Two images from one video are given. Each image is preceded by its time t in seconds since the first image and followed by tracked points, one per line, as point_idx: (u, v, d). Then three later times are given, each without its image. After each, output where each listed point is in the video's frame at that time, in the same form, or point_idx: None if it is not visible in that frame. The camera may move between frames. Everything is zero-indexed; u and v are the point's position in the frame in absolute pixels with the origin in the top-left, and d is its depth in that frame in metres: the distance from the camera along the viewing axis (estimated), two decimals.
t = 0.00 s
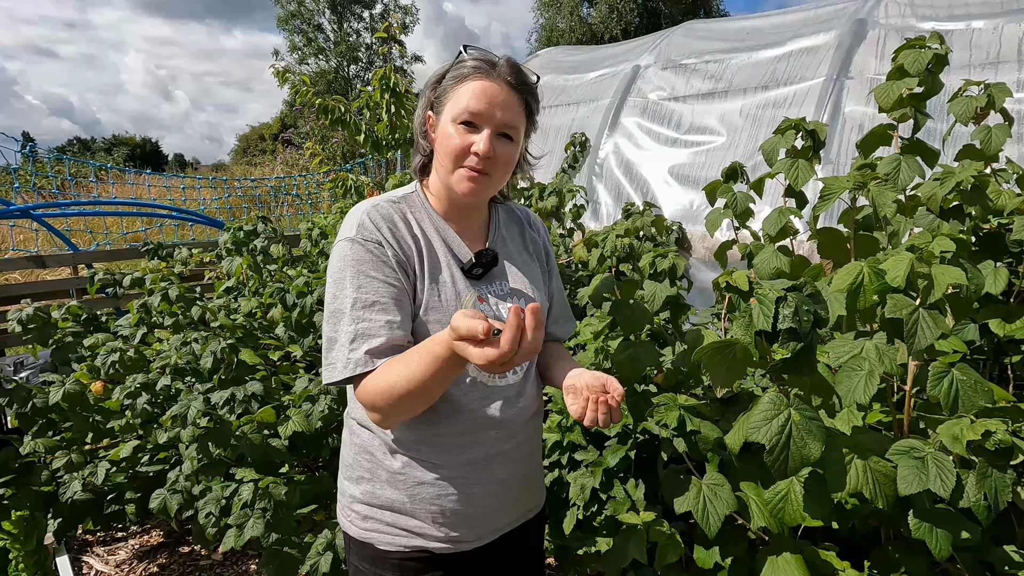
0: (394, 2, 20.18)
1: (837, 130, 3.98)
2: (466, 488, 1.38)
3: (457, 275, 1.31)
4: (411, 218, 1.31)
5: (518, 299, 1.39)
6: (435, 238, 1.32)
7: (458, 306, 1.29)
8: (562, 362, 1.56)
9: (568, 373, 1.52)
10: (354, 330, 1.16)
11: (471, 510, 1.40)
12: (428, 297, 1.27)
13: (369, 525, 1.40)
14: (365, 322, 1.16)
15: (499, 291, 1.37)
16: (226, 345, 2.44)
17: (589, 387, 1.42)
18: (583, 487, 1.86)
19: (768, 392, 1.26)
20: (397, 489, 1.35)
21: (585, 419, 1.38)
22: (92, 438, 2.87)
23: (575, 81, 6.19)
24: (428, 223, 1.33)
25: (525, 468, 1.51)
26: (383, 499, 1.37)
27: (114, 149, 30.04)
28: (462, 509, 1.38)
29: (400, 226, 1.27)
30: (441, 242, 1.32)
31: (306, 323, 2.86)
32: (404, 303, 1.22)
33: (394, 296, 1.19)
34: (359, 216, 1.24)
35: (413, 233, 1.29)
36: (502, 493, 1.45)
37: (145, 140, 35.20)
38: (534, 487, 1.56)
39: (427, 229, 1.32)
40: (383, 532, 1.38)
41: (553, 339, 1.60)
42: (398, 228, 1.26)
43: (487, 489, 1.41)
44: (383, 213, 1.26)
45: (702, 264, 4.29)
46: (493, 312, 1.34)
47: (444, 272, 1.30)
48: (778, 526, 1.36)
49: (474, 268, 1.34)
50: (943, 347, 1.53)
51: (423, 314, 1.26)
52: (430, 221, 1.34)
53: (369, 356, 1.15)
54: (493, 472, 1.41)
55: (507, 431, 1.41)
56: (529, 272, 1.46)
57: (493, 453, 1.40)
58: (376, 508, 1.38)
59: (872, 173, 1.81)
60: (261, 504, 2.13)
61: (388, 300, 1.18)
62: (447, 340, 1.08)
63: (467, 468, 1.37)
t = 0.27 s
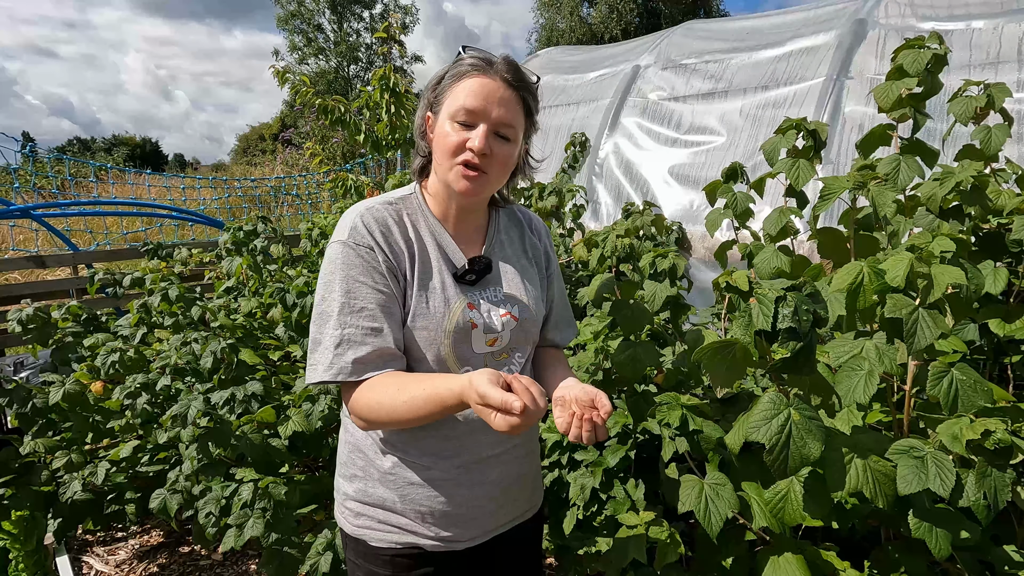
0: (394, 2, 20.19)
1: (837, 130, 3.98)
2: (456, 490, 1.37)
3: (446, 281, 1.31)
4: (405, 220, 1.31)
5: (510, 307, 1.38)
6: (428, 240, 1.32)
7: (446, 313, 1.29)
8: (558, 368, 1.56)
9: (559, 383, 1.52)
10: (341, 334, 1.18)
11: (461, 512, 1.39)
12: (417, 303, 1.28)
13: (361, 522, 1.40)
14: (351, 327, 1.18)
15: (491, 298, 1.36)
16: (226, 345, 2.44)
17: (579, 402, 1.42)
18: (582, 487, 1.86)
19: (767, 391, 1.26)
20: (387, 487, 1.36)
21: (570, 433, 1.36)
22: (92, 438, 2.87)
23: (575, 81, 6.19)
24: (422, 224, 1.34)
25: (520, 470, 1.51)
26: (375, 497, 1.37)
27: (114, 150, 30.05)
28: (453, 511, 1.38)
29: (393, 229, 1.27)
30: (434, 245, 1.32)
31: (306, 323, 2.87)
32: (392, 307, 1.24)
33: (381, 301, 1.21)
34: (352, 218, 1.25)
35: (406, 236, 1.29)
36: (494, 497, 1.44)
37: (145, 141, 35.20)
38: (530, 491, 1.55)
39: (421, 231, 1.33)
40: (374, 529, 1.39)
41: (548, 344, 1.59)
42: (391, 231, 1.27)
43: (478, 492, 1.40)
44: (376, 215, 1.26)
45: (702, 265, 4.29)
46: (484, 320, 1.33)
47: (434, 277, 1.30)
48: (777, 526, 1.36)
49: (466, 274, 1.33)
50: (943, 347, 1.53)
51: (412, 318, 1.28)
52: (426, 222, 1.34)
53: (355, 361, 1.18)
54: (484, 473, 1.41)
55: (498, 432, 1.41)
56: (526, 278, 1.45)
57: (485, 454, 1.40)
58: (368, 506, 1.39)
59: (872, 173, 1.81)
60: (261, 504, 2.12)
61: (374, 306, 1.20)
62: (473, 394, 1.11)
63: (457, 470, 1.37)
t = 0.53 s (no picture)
0: (394, 2, 20.19)
1: (838, 131, 3.98)
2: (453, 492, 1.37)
3: (443, 286, 1.31)
4: (406, 224, 1.31)
5: (510, 310, 1.37)
6: (428, 244, 1.32)
7: (440, 319, 1.30)
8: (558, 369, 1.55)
9: (557, 381, 1.53)
10: (316, 336, 1.23)
11: (457, 514, 1.39)
12: (409, 309, 1.29)
13: (357, 521, 1.41)
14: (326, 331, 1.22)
15: (492, 301, 1.36)
16: (226, 345, 2.44)
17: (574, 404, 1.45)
18: (583, 487, 1.85)
19: (769, 393, 1.26)
20: (383, 487, 1.36)
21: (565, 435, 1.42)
22: (92, 438, 2.87)
23: (575, 81, 6.19)
24: (423, 227, 1.34)
25: (519, 473, 1.50)
26: (372, 496, 1.37)
27: (114, 150, 30.07)
28: (451, 513, 1.38)
29: (391, 235, 1.28)
30: (433, 249, 1.32)
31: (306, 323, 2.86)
32: (376, 315, 1.26)
33: (361, 311, 1.24)
34: (352, 223, 1.26)
35: (404, 243, 1.29)
36: (492, 500, 1.44)
37: (145, 141, 35.20)
38: (528, 494, 1.54)
39: (421, 234, 1.33)
40: (370, 529, 1.39)
41: (552, 347, 1.59)
42: (388, 237, 1.28)
43: (475, 494, 1.40)
44: (375, 220, 1.27)
45: (702, 264, 4.29)
46: (482, 323, 1.33)
47: (430, 283, 1.31)
48: (778, 526, 1.36)
49: (466, 277, 1.33)
50: (943, 347, 1.53)
51: (398, 326, 1.30)
52: (427, 224, 1.34)
53: (323, 364, 1.23)
54: (481, 476, 1.40)
55: (496, 435, 1.40)
56: (528, 280, 1.44)
57: (482, 457, 1.40)
58: (365, 504, 1.39)
59: (873, 173, 1.81)
60: (261, 504, 2.12)
61: (351, 315, 1.23)
62: (463, 374, 1.19)
63: (453, 472, 1.37)
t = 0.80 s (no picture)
0: (394, 3, 20.19)
1: (837, 131, 3.98)
2: (452, 493, 1.37)
3: (437, 280, 1.31)
4: (399, 219, 1.32)
5: (505, 305, 1.37)
6: (422, 239, 1.33)
7: (434, 311, 1.29)
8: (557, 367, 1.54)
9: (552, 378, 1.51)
10: (307, 328, 1.24)
11: (457, 516, 1.39)
12: (402, 302, 1.29)
13: (356, 523, 1.41)
14: (317, 323, 1.23)
15: (486, 295, 1.36)
16: (226, 345, 2.44)
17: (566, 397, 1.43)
18: (583, 487, 1.85)
19: (768, 393, 1.26)
20: (381, 489, 1.36)
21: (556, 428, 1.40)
22: (92, 438, 2.87)
23: (575, 81, 6.19)
24: (418, 222, 1.34)
25: (520, 475, 1.50)
26: (370, 498, 1.38)
27: (114, 150, 30.08)
28: (449, 515, 1.38)
29: (383, 228, 1.29)
30: (427, 244, 1.33)
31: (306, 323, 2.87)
32: (366, 308, 1.26)
33: (352, 303, 1.24)
34: (345, 217, 1.28)
35: (397, 236, 1.30)
36: (491, 501, 1.43)
37: (145, 141, 35.20)
38: (528, 497, 1.54)
39: (415, 229, 1.33)
40: (368, 531, 1.39)
41: (553, 347, 1.58)
42: (380, 231, 1.29)
43: (475, 496, 1.40)
44: (368, 214, 1.29)
45: (702, 264, 4.29)
46: (475, 317, 1.33)
47: (423, 277, 1.31)
48: (777, 526, 1.36)
49: (460, 270, 1.34)
50: (943, 347, 1.54)
51: (391, 320, 1.30)
52: (421, 219, 1.35)
53: (313, 356, 1.23)
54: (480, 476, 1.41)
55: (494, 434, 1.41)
56: (523, 277, 1.43)
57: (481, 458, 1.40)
58: (364, 507, 1.39)
59: (873, 174, 1.81)
60: (261, 504, 2.11)
61: (341, 307, 1.23)
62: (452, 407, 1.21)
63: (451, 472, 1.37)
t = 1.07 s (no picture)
0: (394, 3, 20.19)
1: (837, 130, 3.98)
2: (464, 496, 1.38)
3: (437, 275, 1.31)
4: (397, 218, 1.33)
5: (507, 297, 1.37)
6: (420, 237, 1.33)
7: (437, 305, 1.29)
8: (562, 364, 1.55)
9: (556, 373, 1.53)
10: (307, 331, 1.23)
11: (469, 518, 1.39)
12: (402, 299, 1.29)
13: (365, 534, 1.39)
14: (316, 326, 1.23)
15: (489, 288, 1.35)
16: (226, 345, 2.44)
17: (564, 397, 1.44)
18: (583, 487, 1.85)
19: (767, 393, 1.26)
20: (391, 495, 1.35)
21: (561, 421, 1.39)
22: (92, 439, 2.87)
23: (575, 81, 6.20)
24: (415, 220, 1.35)
25: (528, 474, 1.52)
26: (379, 506, 1.37)
27: (114, 149, 30.09)
28: (462, 517, 1.38)
29: (381, 228, 1.30)
30: (426, 241, 1.33)
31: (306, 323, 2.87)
32: (366, 308, 1.26)
33: (351, 303, 1.24)
34: (341, 220, 1.28)
35: (395, 235, 1.30)
36: (502, 501, 1.45)
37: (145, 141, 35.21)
38: (533, 497, 1.54)
39: (413, 228, 1.34)
40: (379, 542, 1.37)
41: (555, 343, 1.59)
42: (377, 231, 1.29)
43: (486, 497, 1.41)
44: (364, 216, 1.29)
45: (702, 264, 4.29)
46: (480, 308, 1.32)
47: (423, 273, 1.31)
48: (778, 526, 1.36)
49: (461, 265, 1.34)
50: (942, 347, 1.54)
51: (392, 318, 1.29)
52: (418, 218, 1.35)
53: (314, 359, 1.23)
54: (492, 476, 1.42)
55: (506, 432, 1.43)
56: (522, 270, 1.43)
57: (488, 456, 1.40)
58: (373, 516, 1.38)
59: (873, 174, 1.81)
60: (261, 504, 2.11)
61: (341, 308, 1.23)
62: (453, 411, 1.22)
63: (463, 474, 1.38)
